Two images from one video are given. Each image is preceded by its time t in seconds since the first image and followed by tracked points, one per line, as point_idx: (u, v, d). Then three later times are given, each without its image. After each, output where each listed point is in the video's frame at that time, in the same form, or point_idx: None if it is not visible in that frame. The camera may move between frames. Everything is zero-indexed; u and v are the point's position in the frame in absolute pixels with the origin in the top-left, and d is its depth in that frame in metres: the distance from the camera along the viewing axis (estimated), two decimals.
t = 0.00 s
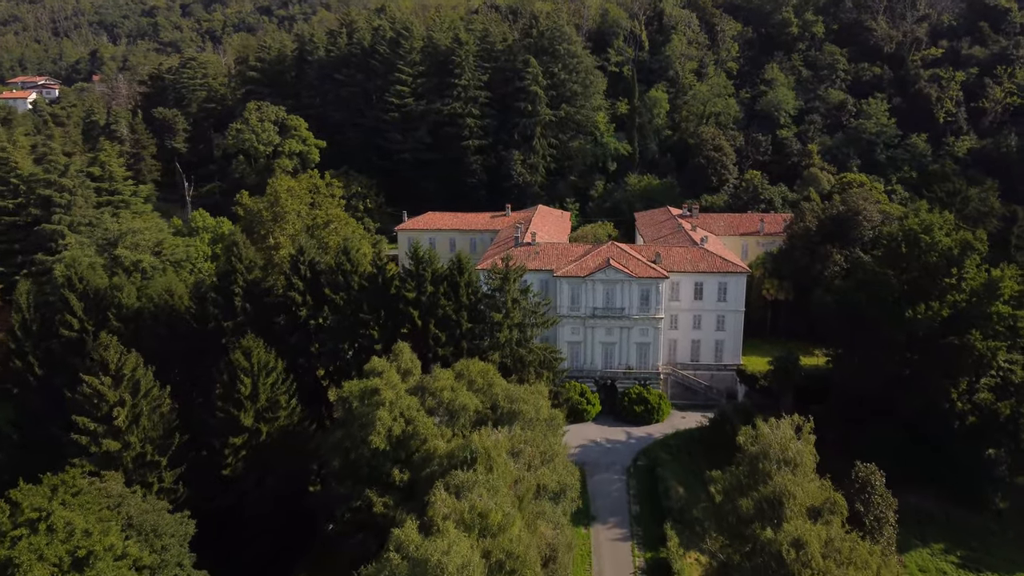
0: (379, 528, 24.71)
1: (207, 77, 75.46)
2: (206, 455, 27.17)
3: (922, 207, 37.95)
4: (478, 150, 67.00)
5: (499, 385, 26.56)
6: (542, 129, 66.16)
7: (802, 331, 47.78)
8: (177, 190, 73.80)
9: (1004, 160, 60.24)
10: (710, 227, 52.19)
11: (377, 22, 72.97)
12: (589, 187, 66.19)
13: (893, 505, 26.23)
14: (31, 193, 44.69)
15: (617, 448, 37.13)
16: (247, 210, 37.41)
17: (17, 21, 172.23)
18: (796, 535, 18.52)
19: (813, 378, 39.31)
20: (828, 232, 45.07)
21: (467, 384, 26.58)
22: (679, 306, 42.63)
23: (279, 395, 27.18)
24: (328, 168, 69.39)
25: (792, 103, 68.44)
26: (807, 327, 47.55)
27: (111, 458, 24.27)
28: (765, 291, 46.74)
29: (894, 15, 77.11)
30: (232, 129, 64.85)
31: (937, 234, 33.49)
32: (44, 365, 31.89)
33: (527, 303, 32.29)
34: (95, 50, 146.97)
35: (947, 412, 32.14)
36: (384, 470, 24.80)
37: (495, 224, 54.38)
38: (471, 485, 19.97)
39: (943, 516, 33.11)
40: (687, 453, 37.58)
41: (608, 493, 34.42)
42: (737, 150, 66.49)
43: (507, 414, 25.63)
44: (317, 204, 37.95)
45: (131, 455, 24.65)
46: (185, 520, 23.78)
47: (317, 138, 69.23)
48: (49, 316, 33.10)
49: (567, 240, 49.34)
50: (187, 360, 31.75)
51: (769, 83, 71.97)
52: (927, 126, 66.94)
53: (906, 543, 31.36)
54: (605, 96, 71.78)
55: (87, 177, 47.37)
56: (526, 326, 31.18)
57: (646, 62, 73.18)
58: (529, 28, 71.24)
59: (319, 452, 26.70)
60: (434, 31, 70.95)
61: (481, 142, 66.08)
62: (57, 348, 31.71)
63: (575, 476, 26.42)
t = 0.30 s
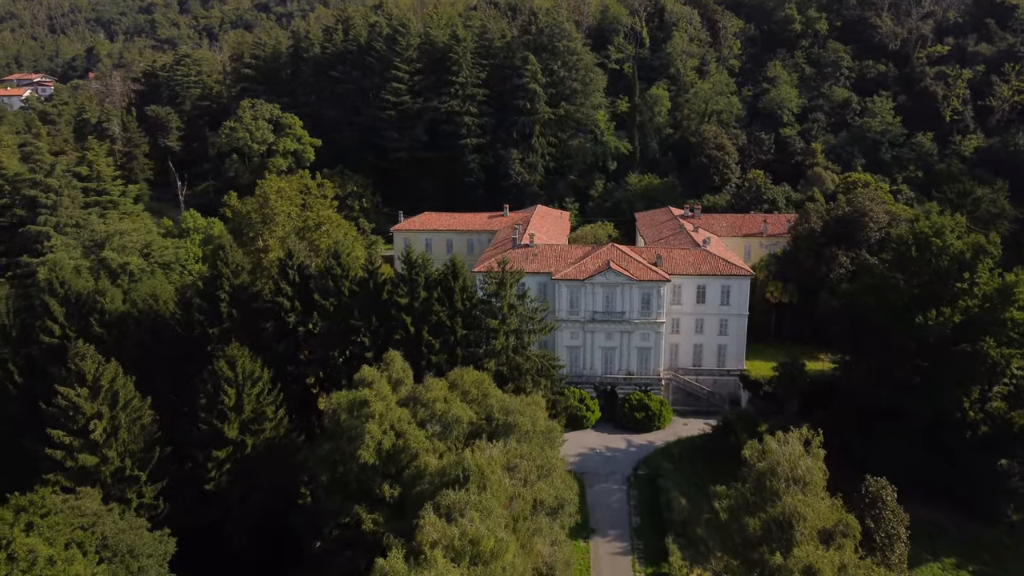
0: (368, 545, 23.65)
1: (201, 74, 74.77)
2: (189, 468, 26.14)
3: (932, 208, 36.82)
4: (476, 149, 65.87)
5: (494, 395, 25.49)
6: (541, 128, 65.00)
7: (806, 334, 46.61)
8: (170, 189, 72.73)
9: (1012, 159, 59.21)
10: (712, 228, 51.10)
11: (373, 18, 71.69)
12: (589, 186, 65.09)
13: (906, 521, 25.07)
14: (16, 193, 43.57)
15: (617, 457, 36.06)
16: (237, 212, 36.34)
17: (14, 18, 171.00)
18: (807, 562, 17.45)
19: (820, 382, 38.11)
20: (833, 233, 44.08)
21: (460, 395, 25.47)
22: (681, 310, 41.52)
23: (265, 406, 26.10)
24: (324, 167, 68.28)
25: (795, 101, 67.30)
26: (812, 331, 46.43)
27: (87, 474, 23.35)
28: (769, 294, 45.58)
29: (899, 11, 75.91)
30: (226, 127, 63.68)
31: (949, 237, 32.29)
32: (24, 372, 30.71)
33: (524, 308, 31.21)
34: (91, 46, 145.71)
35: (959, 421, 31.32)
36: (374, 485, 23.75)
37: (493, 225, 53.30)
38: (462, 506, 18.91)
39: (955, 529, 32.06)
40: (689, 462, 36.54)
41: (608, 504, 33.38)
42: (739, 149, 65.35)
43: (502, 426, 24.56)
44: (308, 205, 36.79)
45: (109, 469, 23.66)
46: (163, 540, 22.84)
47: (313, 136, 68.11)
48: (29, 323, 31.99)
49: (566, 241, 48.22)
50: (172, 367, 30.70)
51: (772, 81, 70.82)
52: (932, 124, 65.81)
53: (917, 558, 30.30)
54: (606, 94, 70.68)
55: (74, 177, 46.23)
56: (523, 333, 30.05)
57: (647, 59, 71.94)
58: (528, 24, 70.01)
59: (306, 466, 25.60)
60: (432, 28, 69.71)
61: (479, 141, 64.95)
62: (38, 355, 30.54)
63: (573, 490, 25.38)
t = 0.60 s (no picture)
0: (357, 565, 22.63)
1: (195, 72, 73.20)
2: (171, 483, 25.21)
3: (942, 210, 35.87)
4: (474, 148, 64.72)
5: (489, 407, 24.41)
6: (540, 126, 63.87)
7: (811, 339, 45.51)
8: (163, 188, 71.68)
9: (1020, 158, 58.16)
10: (715, 229, 50.02)
11: (370, 14, 70.45)
12: (589, 185, 63.93)
13: (919, 540, 23.98)
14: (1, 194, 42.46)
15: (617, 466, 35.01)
16: (226, 213, 35.24)
17: (11, 16, 169.67)
18: None
19: (826, 389, 37.01)
20: (838, 235, 43.19)
21: (454, 406, 24.41)
22: (683, 314, 40.42)
23: (250, 418, 25.08)
24: (319, 166, 67.18)
25: (799, 99, 66.17)
26: (817, 335, 45.36)
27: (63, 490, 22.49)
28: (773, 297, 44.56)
29: (904, 8, 74.71)
30: (219, 126, 62.57)
31: (961, 241, 31.45)
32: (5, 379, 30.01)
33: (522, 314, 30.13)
34: (88, 43, 144.35)
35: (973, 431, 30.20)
36: (363, 502, 22.74)
37: (491, 225, 52.22)
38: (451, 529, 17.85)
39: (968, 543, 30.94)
40: (691, 471, 35.52)
41: (608, 516, 32.35)
42: (742, 148, 64.20)
43: (498, 441, 23.50)
44: (299, 206, 35.68)
45: (85, 485, 22.71)
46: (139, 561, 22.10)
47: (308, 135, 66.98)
48: (10, 328, 31.24)
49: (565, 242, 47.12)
50: (156, 375, 29.65)
51: (775, 78, 69.65)
52: (939, 123, 64.67)
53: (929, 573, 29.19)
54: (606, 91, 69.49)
55: (61, 177, 45.12)
56: (520, 340, 28.97)
57: (648, 56, 70.75)
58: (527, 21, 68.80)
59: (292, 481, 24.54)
60: (429, 24, 68.49)
61: (477, 140, 63.83)
62: (19, 362, 29.81)
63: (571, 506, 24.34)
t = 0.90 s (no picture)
0: None
1: (190, 70, 71.31)
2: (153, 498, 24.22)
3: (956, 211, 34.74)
4: (472, 146, 63.58)
5: (485, 419, 23.33)
6: (539, 124, 62.73)
7: (818, 343, 44.22)
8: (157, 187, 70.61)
9: None
10: (718, 230, 48.94)
11: (366, 10, 69.24)
12: (589, 184, 62.79)
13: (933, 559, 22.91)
14: None
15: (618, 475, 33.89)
16: (214, 215, 34.13)
17: (8, 13, 168.51)
18: None
19: (834, 395, 35.94)
20: (845, 236, 42.13)
21: (447, 419, 23.33)
22: (686, 318, 39.31)
23: (234, 431, 24.04)
24: (315, 165, 66.08)
25: (803, 97, 65.00)
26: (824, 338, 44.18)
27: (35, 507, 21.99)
28: (778, 300, 43.57)
29: (909, 4, 73.49)
30: (212, 124, 61.39)
31: (975, 244, 30.39)
32: None
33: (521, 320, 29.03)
34: (85, 40, 143.05)
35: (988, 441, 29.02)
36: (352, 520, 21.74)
37: (489, 225, 51.15)
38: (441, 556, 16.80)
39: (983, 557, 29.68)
40: (694, 481, 34.48)
41: (609, 528, 31.30)
42: (746, 146, 63.06)
43: (493, 456, 22.44)
44: (289, 207, 34.59)
45: (60, 502, 22.16)
46: None
47: (303, 133, 65.85)
48: None
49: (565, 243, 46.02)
50: (140, 384, 28.73)
51: (779, 75, 68.49)
52: (946, 121, 63.52)
53: None
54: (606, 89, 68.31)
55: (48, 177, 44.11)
56: (518, 347, 27.85)
57: (649, 53, 69.51)
58: (526, 17, 67.59)
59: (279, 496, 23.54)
60: (427, 20, 67.33)
61: (475, 138, 62.66)
62: None
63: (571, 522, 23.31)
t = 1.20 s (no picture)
0: None
1: (183, 64, 70.48)
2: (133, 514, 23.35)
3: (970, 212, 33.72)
4: (470, 144, 62.39)
5: (480, 432, 22.25)
6: (539, 121, 61.53)
7: (825, 346, 43.22)
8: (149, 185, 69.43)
9: None
10: (721, 229, 47.82)
11: (363, 5, 67.99)
12: (589, 182, 61.67)
13: None
14: None
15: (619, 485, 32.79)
16: (201, 215, 32.96)
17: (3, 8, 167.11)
18: None
19: (843, 402, 35.09)
20: (852, 236, 41.14)
21: (441, 431, 22.25)
22: (689, 321, 38.20)
23: (218, 443, 22.99)
24: (310, 163, 64.88)
25: (807, 94, 63.80)
26: (830, 341, 43.06)
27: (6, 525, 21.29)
28: (783, 301, 42.56)
29: None
30: (205, 121, 60.10)
31: (992, 247, 29.32)
32: None
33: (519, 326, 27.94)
34: (81, 36, 141.48)
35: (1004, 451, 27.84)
36: (339, 539, 20.74)
37: (487, 225, 49.98)
38: None
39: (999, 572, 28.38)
40: (698, 490, 33.44)
41: (609, 541, 30.23)
42: (749, 144, 61.91)
43: (488, 471, 21.39)
44: (279, 208, 33.45)
45: (32, 521, 21.52)
46: None
47: (298, 130, 64.62)
48: None
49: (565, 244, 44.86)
50: (121, 392, 27.74)
51: (782, 72, 67.29)
52: (953, 119, 62.35)
53: None
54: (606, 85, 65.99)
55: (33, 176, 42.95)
56: (515, 354, 26.74)
57: (651, 48, 68.18)
58: (525, 11, 66.35)
59: (263, 512, 22.53)
60: (424, 15, 66.12)
61: (473, 135, 61.42)
62: None
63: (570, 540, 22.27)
